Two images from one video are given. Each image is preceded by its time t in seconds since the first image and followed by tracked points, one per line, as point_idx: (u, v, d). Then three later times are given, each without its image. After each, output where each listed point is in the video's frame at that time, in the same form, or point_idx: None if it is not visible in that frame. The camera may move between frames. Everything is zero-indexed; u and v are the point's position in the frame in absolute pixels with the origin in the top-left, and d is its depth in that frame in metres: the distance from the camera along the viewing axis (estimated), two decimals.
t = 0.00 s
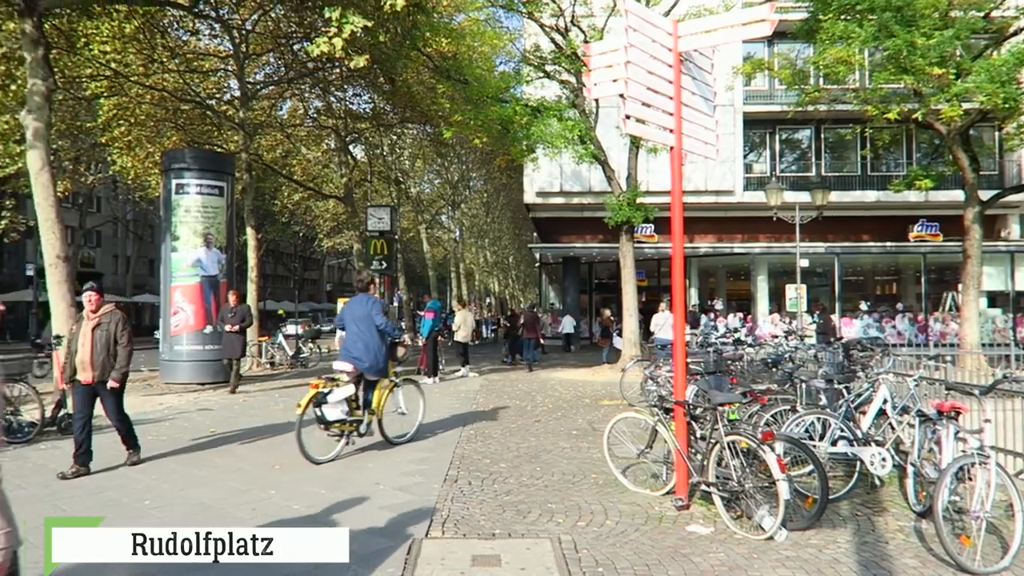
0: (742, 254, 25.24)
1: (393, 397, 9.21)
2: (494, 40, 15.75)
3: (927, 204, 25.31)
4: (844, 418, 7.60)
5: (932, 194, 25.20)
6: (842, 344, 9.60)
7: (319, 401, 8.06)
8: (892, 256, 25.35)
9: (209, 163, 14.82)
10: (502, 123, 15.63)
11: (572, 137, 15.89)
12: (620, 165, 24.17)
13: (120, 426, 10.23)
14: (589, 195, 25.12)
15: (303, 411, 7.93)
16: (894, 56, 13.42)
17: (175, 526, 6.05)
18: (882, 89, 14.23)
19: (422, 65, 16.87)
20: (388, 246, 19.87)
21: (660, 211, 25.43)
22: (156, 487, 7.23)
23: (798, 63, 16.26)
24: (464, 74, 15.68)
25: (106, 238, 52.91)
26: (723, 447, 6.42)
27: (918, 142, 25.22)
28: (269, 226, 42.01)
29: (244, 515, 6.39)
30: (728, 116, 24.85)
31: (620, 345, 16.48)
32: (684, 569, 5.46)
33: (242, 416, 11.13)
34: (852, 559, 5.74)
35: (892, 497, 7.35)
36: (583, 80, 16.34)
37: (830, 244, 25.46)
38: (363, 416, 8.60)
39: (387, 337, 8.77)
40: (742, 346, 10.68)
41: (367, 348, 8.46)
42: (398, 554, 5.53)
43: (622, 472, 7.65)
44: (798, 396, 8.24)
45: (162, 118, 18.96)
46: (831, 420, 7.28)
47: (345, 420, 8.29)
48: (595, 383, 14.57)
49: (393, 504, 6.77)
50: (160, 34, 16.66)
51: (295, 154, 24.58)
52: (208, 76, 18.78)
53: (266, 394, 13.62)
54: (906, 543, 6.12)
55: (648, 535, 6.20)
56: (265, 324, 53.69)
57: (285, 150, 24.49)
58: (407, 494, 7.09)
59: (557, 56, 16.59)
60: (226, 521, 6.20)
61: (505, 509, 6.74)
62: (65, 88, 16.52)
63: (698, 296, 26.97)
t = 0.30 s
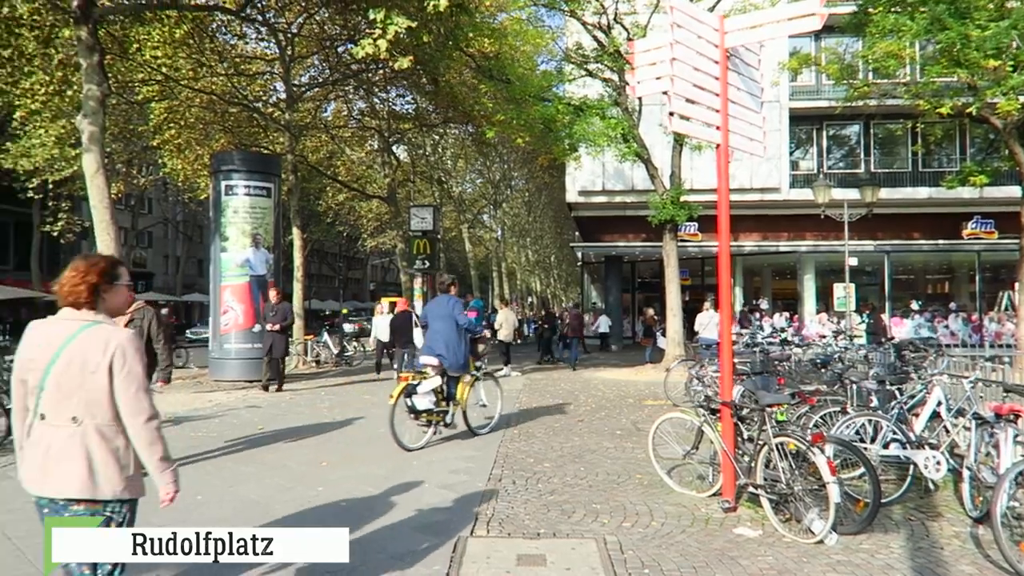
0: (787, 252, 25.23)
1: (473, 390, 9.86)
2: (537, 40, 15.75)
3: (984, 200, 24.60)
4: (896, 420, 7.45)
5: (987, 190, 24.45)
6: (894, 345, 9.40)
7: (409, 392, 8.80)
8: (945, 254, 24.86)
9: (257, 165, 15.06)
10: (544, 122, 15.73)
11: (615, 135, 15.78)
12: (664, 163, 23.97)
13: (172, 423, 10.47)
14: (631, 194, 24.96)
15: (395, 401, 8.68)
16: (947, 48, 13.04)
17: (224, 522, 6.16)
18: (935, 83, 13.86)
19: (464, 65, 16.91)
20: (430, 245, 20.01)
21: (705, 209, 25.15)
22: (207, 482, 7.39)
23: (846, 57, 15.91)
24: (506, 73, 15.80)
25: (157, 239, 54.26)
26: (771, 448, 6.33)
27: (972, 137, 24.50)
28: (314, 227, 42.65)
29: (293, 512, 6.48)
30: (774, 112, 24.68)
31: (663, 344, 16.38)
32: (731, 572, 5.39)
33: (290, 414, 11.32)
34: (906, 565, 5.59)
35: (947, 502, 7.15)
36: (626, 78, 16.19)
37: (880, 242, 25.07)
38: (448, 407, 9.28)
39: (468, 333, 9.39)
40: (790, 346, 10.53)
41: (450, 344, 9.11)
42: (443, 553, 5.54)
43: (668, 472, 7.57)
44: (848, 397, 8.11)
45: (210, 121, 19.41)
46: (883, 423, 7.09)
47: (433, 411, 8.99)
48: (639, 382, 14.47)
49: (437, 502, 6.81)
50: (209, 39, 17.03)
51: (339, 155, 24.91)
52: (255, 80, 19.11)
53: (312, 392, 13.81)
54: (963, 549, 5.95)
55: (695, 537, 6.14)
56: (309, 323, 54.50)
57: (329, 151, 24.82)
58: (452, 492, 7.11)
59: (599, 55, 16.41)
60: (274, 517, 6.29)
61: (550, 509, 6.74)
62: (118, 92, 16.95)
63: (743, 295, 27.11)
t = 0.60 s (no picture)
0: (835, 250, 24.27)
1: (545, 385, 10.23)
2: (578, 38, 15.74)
3: None
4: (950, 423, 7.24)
5: None
6: (948, 346, 9.15)
7: (486, 384, 9.24)
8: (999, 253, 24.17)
9: (301, 166, 15.26)
10: (586, 121, 15.74)
11: (658, 133, 15.58)
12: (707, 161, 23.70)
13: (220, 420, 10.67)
14: (674, 192, 24.73)
15: (474, 393, 9.11)
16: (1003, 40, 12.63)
17: (270, 519, 6.24)
18: (990, 75, 13.43)
19: (505, 65, 16.91)
20: (472, 245, 20.08)
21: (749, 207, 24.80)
22: (254, 477, 7.50)
23: (896, 51, 15.53)
24: (547, 72, 15.92)
25: (205, 239, 55.45)
26: (820, 451, 6.22)
27: None
28: (356, 227, 43.17)
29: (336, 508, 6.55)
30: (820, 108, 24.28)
31: (706, 344, 16.21)
32: None
33: (334, 412, 11.45)
34: (961, 572, 5.42)
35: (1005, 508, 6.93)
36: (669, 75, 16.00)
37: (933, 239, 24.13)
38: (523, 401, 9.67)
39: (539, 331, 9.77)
40: (838, 347, 10.32)
41: (523, 340, 9.50)
42: (486, 552, 5.54)
43: (713, 474, 7.47)
44: (900, 399, 7.92)
45: (256, 123, 19.85)
46: (938, 425, 6.90)
47: (507, 403, 9.34)
48: (682, 382, 14.34)
49: (481, 500, 6.85)
50: (255, 43, 17.33)
51: (381, 156, 25.14)
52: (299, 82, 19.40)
53: (355, 391, 13.96)
54: (1022, 557, 5.76)
55: (741, 540, 6.05)
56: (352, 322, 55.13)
57: (372, 152, 25.07)
58: (495, 492, 7.12)
59: (641, 52, 16.22)
60: (318, 514, 6.37)
61: (593, 509, 6.70)
62: (168, 95, 17.34)
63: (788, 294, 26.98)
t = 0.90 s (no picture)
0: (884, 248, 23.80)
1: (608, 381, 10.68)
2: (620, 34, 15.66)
3: None
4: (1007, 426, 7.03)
5: None
6: (1005, 346, 8.88)
7: (552, 377, 9.72)
8: None
9: (345, 166, 15.44)
10: (628, 118, 15.71)
11: (701, 129, 15.41)
12: (751, 158, 23.37)
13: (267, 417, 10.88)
14: (718, 189, 24.44)
15: (542, 387, 9.58)
16: None
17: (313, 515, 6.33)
18: None
19: (547, 63, 16.89)
20: (513, 244, 20.09)
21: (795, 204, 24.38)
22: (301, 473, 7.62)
23: (949, 42, 15.09)
24: (590, 70, 15.91)
25: (252, 240, 56.50)
26: (870, 453, 6.06)
27: None
28: (399, 227, 43.59)
29: (381, 505, 6.62)
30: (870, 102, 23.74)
31: (751, 343, 15.99)
32: None
33: (377, 410, 11.57)
34: None
35: None
36: (713, 70, 15.78)
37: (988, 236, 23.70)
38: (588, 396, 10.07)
39: (597, 334, 10.22)
40: (889, 347, 10.09)
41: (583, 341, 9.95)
42: (530, 550, 5.55)
43: (759, 475, 7.36)
44: (953, 400, 7.71)
45: (300, 124, 20.24)
46: (994, 428, 6.72)
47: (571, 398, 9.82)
48: (727, 382, 14.18)
49: (524, 499, 6.86)
50: (299, 45, 17.66)
51: (424, 156, 25.32)
52: (343, 84, 19.63)
53: (397, 390, 14.09)
54: None
55: (789, 543, 5.95)
56: (396, 323, 55.61)
57: (414, 152, 25.27)
58: (537, 491, 7.12)
59: (685, 48, 16.05)
60: (360, 511, 6.45)
61: (637, 509, 6.65)
62: (216, 99, 17.71)
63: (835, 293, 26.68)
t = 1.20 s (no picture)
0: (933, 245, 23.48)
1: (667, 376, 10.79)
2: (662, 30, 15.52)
3: None
4: None
5: None
6: None
7: (613, 373, 9.88)
8: None
9: (387, 166, 15.58)
10: (670, 116, 15.57)
11: (745, 126, 15.20)
12: (795, 154, 23.01)
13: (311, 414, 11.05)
14: (762, 186, 24.14)
15: (603, 382, 9.74)
16: None
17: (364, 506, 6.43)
18: None
19: (589, 60, 16.83)
20: (553, 243, 20.04)
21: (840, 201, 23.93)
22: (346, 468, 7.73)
23: (1004, 33, 14.65)
24: (632, 68, 15.80)
25: (295, 238, 57.31)
26: (921, 455, 5.93)
27: None
28: (440, 225, 43.83)
29: (425, 502, 6.67)
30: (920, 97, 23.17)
31: (796, 343, 15.76)
32: None
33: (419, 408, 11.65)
34: None
35: None
36: (758, 66, 15.53)
37: None
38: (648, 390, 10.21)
39: (650, 332, 10.45)
40: (941, 347, 9.86)
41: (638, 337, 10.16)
42: (573, 549, 5.55)
43: (805, 477, 7.25)
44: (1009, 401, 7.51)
45: (343, 124, 20.46)
46: None
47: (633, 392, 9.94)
48: (771, 382, 13.98)
49: (566, 498, 6.86)
50: (342, 46, 17.90)
51: (464, 155, 25.44)
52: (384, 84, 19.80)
53: (438, 388, 14.18)
54: None
55: (838, 545, 5.85)
56: (437, 321, 55.93)
57: (455, 151, 25.40)
58: (580, 490, 7.11)
59: (728, 44, 15.81)
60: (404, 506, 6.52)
61: (680, 510, 6.61)
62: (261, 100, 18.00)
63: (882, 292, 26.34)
